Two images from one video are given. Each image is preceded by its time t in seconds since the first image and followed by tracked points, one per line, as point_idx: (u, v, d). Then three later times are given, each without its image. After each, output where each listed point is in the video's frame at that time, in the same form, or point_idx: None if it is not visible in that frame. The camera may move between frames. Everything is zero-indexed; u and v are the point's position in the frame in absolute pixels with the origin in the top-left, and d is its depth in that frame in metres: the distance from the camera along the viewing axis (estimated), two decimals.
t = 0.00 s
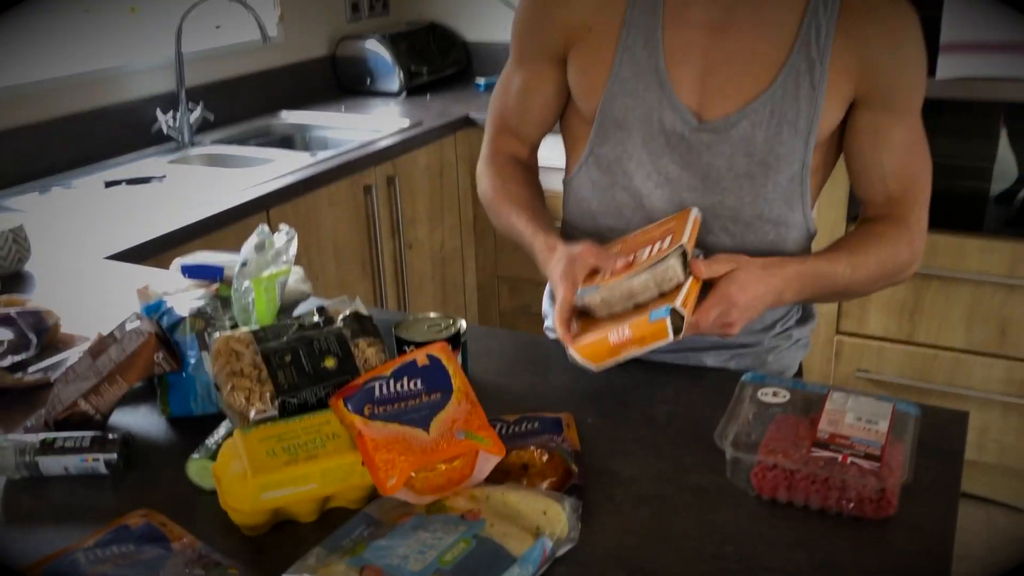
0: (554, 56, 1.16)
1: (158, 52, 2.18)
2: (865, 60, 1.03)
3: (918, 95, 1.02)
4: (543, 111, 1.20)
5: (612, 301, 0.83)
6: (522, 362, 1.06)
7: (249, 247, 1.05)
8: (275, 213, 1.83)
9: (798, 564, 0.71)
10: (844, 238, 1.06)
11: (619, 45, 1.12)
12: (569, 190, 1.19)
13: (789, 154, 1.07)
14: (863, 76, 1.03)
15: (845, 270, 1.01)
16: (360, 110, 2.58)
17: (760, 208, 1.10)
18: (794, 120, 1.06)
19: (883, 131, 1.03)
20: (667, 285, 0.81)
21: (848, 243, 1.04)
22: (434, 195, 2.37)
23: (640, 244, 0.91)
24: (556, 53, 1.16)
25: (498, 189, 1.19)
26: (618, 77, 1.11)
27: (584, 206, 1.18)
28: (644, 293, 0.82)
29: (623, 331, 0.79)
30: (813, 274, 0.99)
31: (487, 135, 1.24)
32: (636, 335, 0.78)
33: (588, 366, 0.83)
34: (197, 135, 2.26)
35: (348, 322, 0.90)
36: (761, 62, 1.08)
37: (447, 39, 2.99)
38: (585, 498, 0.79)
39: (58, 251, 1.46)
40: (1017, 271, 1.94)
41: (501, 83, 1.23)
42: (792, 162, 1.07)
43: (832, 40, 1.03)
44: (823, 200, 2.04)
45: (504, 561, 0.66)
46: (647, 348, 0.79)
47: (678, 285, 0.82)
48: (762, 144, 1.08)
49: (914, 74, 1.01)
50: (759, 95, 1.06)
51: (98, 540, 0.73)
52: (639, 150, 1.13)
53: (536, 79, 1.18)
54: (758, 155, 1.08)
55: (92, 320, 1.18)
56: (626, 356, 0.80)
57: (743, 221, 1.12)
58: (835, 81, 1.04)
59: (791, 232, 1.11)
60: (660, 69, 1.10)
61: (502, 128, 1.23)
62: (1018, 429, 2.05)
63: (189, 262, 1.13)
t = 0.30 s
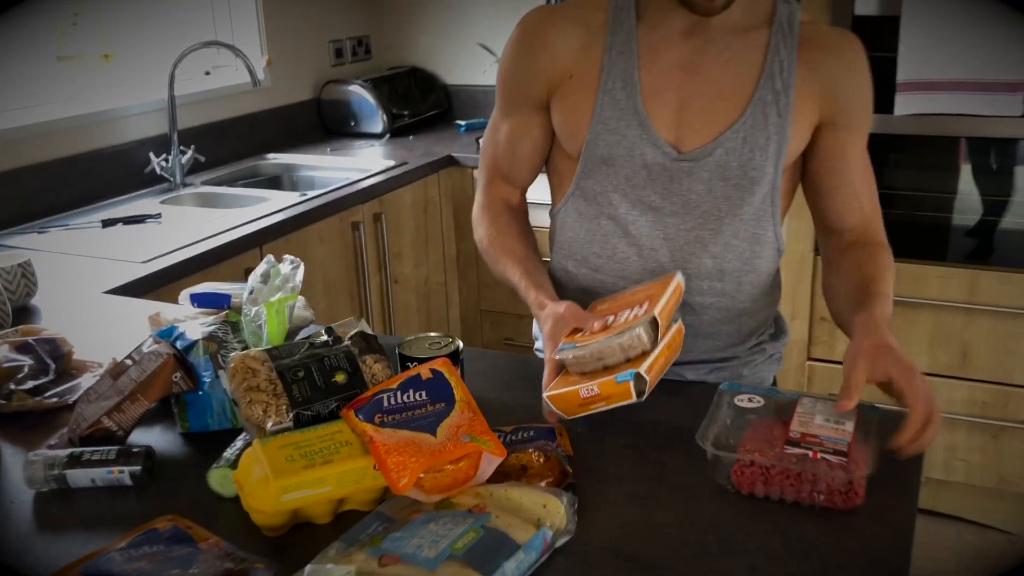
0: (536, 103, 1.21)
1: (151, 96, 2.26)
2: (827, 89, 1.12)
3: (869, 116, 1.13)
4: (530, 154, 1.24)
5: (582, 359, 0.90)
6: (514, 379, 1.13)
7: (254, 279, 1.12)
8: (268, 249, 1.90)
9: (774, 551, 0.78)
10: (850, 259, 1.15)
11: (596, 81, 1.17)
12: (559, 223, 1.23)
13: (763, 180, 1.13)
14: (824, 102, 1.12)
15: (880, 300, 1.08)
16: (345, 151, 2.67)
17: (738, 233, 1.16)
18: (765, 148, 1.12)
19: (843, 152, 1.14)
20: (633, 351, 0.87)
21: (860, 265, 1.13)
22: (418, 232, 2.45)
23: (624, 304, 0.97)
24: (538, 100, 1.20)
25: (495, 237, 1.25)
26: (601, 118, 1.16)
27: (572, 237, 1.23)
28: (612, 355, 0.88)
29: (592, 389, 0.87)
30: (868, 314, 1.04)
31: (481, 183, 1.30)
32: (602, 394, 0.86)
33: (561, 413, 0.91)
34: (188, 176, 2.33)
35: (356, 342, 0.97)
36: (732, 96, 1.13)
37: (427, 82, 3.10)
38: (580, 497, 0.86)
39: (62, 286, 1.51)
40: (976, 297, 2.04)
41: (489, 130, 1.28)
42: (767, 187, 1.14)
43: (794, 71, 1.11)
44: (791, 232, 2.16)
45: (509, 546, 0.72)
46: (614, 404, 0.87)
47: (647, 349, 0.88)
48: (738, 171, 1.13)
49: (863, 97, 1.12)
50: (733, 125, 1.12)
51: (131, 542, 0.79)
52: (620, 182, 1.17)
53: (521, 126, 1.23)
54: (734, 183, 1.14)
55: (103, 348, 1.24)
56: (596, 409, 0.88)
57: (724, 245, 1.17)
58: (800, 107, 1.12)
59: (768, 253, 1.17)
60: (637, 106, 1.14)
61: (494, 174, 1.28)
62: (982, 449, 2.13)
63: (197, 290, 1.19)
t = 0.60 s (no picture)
0: (521, 129, 1.31)
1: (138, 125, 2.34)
2: (781, 106, 1.24)
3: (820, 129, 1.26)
4: (517, 176, 1.34)
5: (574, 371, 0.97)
6: (506, 375, 1.22)
7: (260, 291, 1.20)
8: (259, 268, 1.98)
9: (747, 511, 0.88)
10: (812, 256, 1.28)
11: (572, 103, 1.27)
12: (545, 236, 1.33)
13: (727, 189, 1.24)
14: (779, 117, 1.24)
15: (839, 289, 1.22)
16: (327, 175, 2.76)
17: (708, 238, 1.27)
18: (728, 159, 1.23)
19: (798, 162, 1.26)
20: (615, 359, 0.94)
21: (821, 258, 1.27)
22: (399, 252, 2.54)
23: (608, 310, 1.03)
24: (522, 126, 1.31)
25: (494, 259, 1.34)
26: (578, 136, 1.26)
27: (558, 246, 1.32)
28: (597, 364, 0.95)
29: (587, 398, 0.95)
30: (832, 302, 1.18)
31: (474, 208, 1.39)
32: (597, 400, 0.95)
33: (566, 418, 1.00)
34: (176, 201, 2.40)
35: (364, 339, 1.06)
36: (696, 114, 1.25)
37: (403, 109, 3.20)
38: (574, 471, 0.95)
39: (67, 303, 1.58)
40: (928, 304, 2.15)
41: (477, 157, 1.38)
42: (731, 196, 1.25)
43: (751, 89, 1.23)
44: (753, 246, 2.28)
45: (514, 508, 0.82)
46: (610, 407, 0.95)
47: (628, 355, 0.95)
48: (705, 182, 1.24)
49: (815, 112, 1.24)
50: (698, 139, 1.23)
51: (167, 519, 0.87)
52: (599, 194, 1.27)
53: (508, 151, 1.33)
54: (702, 192, 1.25)
55: (116, 356, 1.31)
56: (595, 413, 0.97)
57: (697, 249, 1.28)
58: (758, 122, 1.24)
59: (735, 255, 1.29)
60: (611, 124, 1.25)
61: (486, 199, 1.38)
62: (940, 449, 2.24)
63: (205, 299, 1.27)
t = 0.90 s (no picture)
0: (505, 141, 1.42)
1: (132, 146, 2.44)
2: (742, 122, 1.36)
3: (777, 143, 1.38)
4: (502, 185, 1.45)
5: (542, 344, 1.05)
6: (496, 371, 1.32)
7: (266, 296, 1.29)
8: (251, 282, 2.06)
9: (717, 481, 0.98)
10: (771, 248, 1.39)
11: (554, 118, 1.39)
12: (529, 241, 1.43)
13: (694, 197, 1.36)
14: (741, 133, 1.36)
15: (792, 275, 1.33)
16: (312, 196, 2.85)
17: (678, 242, 1.38)
18: (695, 170, 1.35)
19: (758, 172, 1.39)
20: (576, 326, 1.02)
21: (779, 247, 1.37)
22: (383, 269, 2.63)
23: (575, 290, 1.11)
24: (506, 139, 1.42)
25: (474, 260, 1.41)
26: (558, 149, 1.38)
27: (542, 252, 1.42)
28: (563, 335, 1.03)
29: (555, 362, 1.01)
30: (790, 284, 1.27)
31: (459, 215, 1.48)
32: (563, 364, 1.01)
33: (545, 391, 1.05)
34: (167, 220, 2.49)
35: (367, 336, 1.16)
36: (666, 129, 1.37)
37: (384, 132, 3.31)
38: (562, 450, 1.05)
39: (74, 313, 1.67)
40: (886, 312, 2.27)
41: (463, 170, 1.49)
42: (698, 204, 1.36)
43: (714, 107, 1.35)
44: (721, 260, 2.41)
45: (511, 477, 0.92)
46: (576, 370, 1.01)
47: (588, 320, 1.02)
48: (675, 191, 1.36)
49: (773, 129, 1.37)
50: (668, 152, 1.35)
51: (193, 496, 0.96)
52: (578, 204, 1.38)
53: (493, 162, 1.44)
54: (672, 201, 1.36)
55: (128, 359, 1.40)
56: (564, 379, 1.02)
57: (668, 253, 1.39)
58: (721, 138, 1.36)
59: (703, 258, 1.39)
60: (589, 139, 1.37)
61: (470, 207, 1.48)
62: (900, 451, 2.32)
63: (214, 304, 1.36)
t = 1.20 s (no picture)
0: (495, 161, 1.47)
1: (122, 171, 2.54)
2: (701, 149, 1.46)
3: (735, 169, 1.48)
4: (493, 205, 1.47)
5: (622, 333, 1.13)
6: (477, 380, 1.40)
7: (259, 312, 1.37)
8: (241, 300, 2.13)
9: (681, 477, 1.06)
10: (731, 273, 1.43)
11: (536, 140, 1.47)
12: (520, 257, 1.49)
13: (659, 218, 1.46)
14: (700, 159, 1.46)
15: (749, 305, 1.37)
16: (297, 218, 2.93)
17: (644, 260, 1.48)
18: (661, 192, 1.45)
19: (715, 195, 1.48)
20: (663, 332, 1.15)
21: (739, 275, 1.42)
22: (366, 290, 2.71)
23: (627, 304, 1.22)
24: (496, 159, 1.47)
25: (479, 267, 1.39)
26: (537, 173, 1.46)
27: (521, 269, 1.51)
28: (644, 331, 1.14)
29: (642, 351, 1.12)
30: (750, 315, 1.31)
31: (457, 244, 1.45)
32: (651, 357, 1.12)
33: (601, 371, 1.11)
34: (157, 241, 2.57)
35: (356, 345, 1.24)
36: (632, 154, 1.47)
37: (367, 157, 3.40)
38: (538, 450, 1.13)
39: (70, 329, 1.74)
40: (850, 331, 2.37)
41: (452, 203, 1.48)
42: (663, 224, 1.46)
43: (677, 134, 1.46)
44: (693, 281, 2.51)
45: (491, 472, 1.00)
46: (655, 370, 1.12)
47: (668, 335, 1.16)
48: (643, 211, 1.46)
49: (732, 156, 1.47)
50: (635, 176, 1.45)
51: (195, 491, 1.04)
52: (552, 223, 1.47)
53: (484, 181, 1.47)
54: (642, 221, 1.46)
55: (126, 370, 1.47)
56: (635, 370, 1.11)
57: (635, 269, 1.49)
58: (682, 163, 1.46)
59: (667, 274, 1.50)
60: (565, 162, 1.46)
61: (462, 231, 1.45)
62: (864, 465, 2.42)
63: (209, 318, 1.43)
